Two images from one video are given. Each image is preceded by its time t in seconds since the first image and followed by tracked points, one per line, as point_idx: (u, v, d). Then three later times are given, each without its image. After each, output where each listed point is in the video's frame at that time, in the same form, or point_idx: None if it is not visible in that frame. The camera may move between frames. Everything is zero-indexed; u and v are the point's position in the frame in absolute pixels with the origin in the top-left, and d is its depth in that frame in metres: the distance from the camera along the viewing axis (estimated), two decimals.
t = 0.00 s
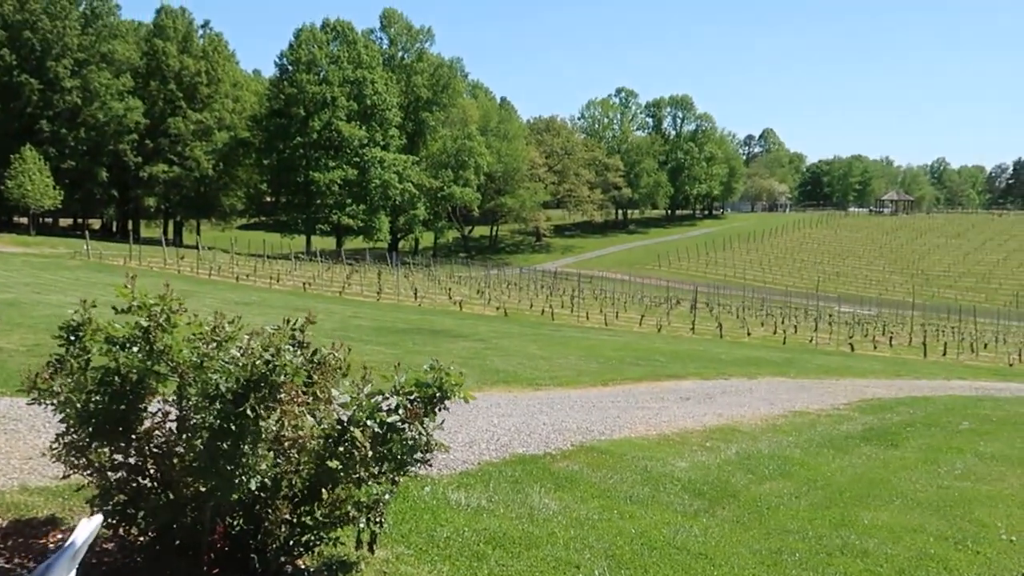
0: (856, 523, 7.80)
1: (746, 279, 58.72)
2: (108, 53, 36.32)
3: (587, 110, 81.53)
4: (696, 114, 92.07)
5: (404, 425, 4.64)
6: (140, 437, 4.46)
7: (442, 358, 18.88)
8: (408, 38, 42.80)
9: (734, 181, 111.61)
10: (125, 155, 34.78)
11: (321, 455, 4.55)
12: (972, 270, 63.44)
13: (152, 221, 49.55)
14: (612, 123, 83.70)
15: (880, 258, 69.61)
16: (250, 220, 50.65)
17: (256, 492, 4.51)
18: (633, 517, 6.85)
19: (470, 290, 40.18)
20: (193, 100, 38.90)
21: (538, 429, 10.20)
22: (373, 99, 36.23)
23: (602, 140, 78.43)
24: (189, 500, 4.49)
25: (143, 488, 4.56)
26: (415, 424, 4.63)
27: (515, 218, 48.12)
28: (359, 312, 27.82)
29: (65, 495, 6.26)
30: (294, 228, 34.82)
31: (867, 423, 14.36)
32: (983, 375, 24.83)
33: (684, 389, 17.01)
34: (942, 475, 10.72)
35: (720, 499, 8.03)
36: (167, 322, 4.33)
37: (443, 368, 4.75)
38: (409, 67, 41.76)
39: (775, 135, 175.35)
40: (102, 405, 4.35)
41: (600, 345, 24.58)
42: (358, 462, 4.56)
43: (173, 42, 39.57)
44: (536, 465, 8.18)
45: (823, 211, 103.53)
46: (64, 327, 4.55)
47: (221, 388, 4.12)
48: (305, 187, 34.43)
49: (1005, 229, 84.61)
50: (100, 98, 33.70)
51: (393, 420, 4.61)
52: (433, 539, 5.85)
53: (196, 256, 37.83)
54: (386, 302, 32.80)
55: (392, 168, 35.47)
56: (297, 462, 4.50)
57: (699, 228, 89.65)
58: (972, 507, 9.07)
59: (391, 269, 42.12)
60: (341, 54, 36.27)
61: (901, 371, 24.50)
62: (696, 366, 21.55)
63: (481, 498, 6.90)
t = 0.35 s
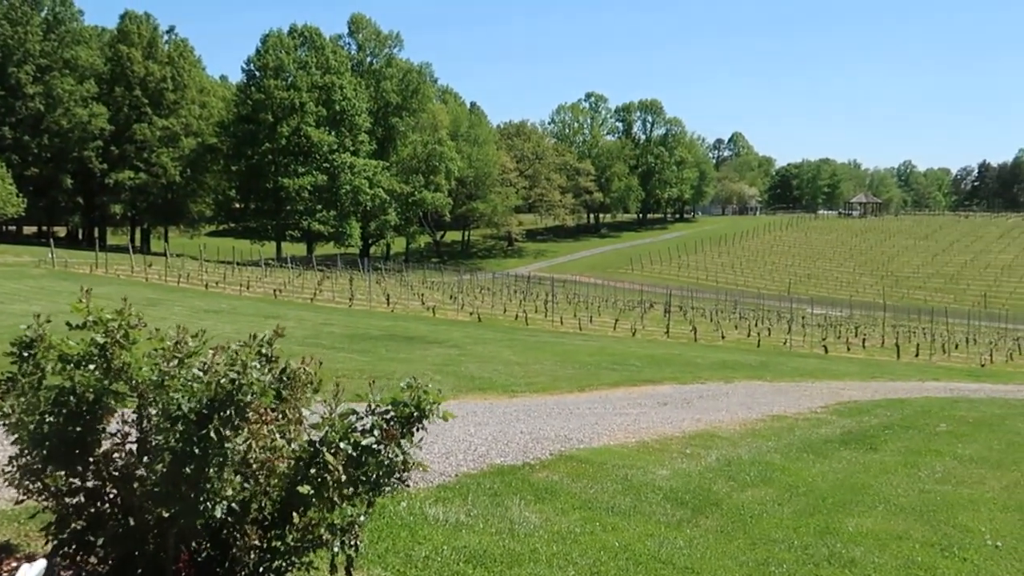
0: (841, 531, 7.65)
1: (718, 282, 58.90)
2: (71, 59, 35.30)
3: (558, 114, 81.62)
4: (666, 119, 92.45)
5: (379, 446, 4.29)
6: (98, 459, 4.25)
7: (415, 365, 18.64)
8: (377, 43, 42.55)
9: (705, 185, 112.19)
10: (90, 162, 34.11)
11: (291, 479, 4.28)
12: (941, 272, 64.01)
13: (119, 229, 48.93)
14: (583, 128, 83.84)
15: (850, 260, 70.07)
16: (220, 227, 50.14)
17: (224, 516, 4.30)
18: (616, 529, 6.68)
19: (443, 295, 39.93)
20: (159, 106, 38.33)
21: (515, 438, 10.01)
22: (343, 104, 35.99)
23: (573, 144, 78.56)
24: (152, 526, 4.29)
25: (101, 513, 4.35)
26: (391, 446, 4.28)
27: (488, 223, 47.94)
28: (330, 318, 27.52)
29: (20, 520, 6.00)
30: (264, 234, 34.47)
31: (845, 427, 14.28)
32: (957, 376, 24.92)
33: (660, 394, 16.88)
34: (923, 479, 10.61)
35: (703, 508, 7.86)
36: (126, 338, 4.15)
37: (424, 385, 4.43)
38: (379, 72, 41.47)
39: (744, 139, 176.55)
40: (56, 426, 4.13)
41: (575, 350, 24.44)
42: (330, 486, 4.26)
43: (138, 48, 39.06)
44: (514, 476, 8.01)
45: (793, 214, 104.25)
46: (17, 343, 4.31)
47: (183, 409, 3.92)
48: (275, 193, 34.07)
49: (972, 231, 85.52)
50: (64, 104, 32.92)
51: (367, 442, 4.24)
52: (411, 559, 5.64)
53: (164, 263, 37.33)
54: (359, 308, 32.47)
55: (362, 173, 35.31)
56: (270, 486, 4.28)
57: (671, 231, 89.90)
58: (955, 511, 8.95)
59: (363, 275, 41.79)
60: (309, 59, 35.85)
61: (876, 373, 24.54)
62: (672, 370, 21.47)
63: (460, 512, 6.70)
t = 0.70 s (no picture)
0: (843, 562, 7.43)
1: (708, 299, 58.85)
2: (58, 73, 35.02)
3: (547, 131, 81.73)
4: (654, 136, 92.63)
5: (365, 491, 4.18)
6: (62, 501, 4.01)
7: (404, 384, 18.38)
8: (365, 59, 42.46)
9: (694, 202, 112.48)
10: (77, 177, 34.23)
11: (269, 524, 4.10)
12: (930, 289, 64.06)
13: (105, 245, 48.61)
14: (572, 145, 83.94)
15: (839, 277, 70.08)
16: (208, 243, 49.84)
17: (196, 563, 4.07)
18: (613, 562, 6.43)
19: (432, 313, 39.70)
20: (147, 121, 38.21)
21: (505, 464, 9.79)
22: (332, 120, 35.94)
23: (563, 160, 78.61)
24: (121, 574, 4.11)
25: (68, 557, 4.12)
26: (376, 491, 4.17)
27: (477, 240, 47.78)
28: (319, 336, 27.23)
29: None
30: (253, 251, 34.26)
31: (841, 449, 14.07)
32: (950, 395, 24.76)
33: (653, 415, 16.65)
34: (922, 505, 10.38)
35: (700, 537, 7.64)
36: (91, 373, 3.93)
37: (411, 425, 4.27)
38: (368, 88, 41.36)
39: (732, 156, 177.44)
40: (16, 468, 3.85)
41: (566, 369, 24.21)
42: (311, 536, 4.11)
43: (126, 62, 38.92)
44: (506, 504, 7.79)
45: (783, 230, 104.47)
46: None
47: (151, 451, 3.71)
48: (264, 209, 33.83)
49: (960, 248, 85.70)
50: (51, 118, 32.79)
51: (351, 489, 4.14)
52: None
53: (151, 280, 37.02)
54: (348, 326, 32.16)
55: (351, 189, 35.17)
56: (246, 532, 4.10)
57: (660, 248, 89.85)
58: (957, 539, 8.72)
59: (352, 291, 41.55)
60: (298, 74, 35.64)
61: (870, 392, 24.34)
62: (665, 390, 21.24)
63: (450, 545, 6.45)
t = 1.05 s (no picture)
0: None
1: (729, 305, 58.55)
2: (82, 79, 35.12)
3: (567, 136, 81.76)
4: (675, 141, 92.47)
5: (387, 509, 3.99)
6: (74, 516, 3.95)
7: (424, 390, 18.30)
8: (386, 65, 42.52)
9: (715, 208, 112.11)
10: (100, 182, 34.56)
11: (287, 544, 3.96)
12: (953, 295, 63.45)
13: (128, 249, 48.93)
14: (592, 150, 83.88)
15: (861, 283, 69.54)
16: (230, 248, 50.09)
17: None
18: None
19: (452, 318, 39.66)
20: (170, 127, 38.45)
21: (527, 472, 9.65)
22: (353, 125, 36.01)
23: (583, 165, 78.56)
24: None
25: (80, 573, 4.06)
26: (399, 509, 3.98)
27: (497, 244, 47.73)
28: (339, 341, 27.24)
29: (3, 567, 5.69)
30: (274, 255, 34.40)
31: (866, 458, 13.85)
32: (976, 404, 24.45)
33: (674, 423, 16.48)
34: (952, 516, 10.17)
35: (726, 550, 7.48)
36: (103, 385, 3.88)
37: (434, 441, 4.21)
38: (388, 94, 41.42)
39: (753, 162, 177.07)
40: (28, 480, 3.78)
41: (587, 375, 24.07)
42: (330, 554, 3.94)
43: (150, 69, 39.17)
44: (529, 514, 7.67)
45: (804, 236, 103.91)
46: None
47: (166, 466, 3.63)
48: (285, 215, 33.89)
49: (984, 254, 84.83)
50: (75, 124, 33.12)
51: (374, 507, 3.95)
52: None
53: (173, 284, 37.23)
54: (367, 331, 32.12)
55: (372, 194, 35.25)
56: (261, 551, 3.99)
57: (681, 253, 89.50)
58: (989, 552, 8.51)
59: (372, 296, 41.61)
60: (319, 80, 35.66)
61: (894, 400, 24.06)
62: (686, 397, 21.07)
63: (471, 558, 6.35)
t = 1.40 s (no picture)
0: None
1: (690, 310, 58.94)
2: (43, 74, 34.52)
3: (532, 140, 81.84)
4: (639, 146, 92.94)
5: (353, 526, 3.82)
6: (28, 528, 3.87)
7: (386, 394, 18.16)
8: (353, 65, 42.08)
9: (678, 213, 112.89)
10: (60, 180, 33.64)
11: (248, 561, 3.84)
12: (908, 302, 64.42)
13: (85, 248, 48.14)
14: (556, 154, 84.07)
15: (820, 289, 70.35)
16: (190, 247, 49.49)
17: None
18: None
19: (414, 320, 39.50)
20: (133, 125, 37.84)
21: (490, 479, 9.58)
22: (318, 125, 35.65)
23: (547, 169, 78.69)
24: None
25: None
26: (366, 526, 3.81)
27: (461, 247, 47.65)
28: (301, 343, 26.98)
29: None
30: (235, 255, 34.15)
31: (826, 465, 13.95)
32: (932, 411, 24.81)
33: (636, 429, 16.50)
34: (910, 524, 10.26)
35: (689, 560, 7.45)
36: (56, 394, 3.75)
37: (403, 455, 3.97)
38: (354, 94, 41.10)
39: (715, 169, 178.59)
40: None
41: (549, 380, 24.05)
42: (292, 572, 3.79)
43: (113, 65, 38.37)
44: (492, 524, 7.60)
45: (764, 242, 104.92)
46: None
47: (121, 481, 3.52)
48: (247, 215, 33.61)
49: (939, 262, 86.25)
50: (35, 120, 32.24)
51: (338, 525, 3.78)
52: None
53: (132, 284, 36.72)
54: (329, 333, 31.90)
55: (336, 195, 35.06)
56: (220, 569, 3.87)
57: (643, 258, 90.07)
58: (947, 561, 8.58)
59: (333, 298, 41.32)
60: (285, 79, 35.21)
61: (851, 406, 24.31)
62: (647, 402, 21.12)
63: (434, 569, 6.27)
